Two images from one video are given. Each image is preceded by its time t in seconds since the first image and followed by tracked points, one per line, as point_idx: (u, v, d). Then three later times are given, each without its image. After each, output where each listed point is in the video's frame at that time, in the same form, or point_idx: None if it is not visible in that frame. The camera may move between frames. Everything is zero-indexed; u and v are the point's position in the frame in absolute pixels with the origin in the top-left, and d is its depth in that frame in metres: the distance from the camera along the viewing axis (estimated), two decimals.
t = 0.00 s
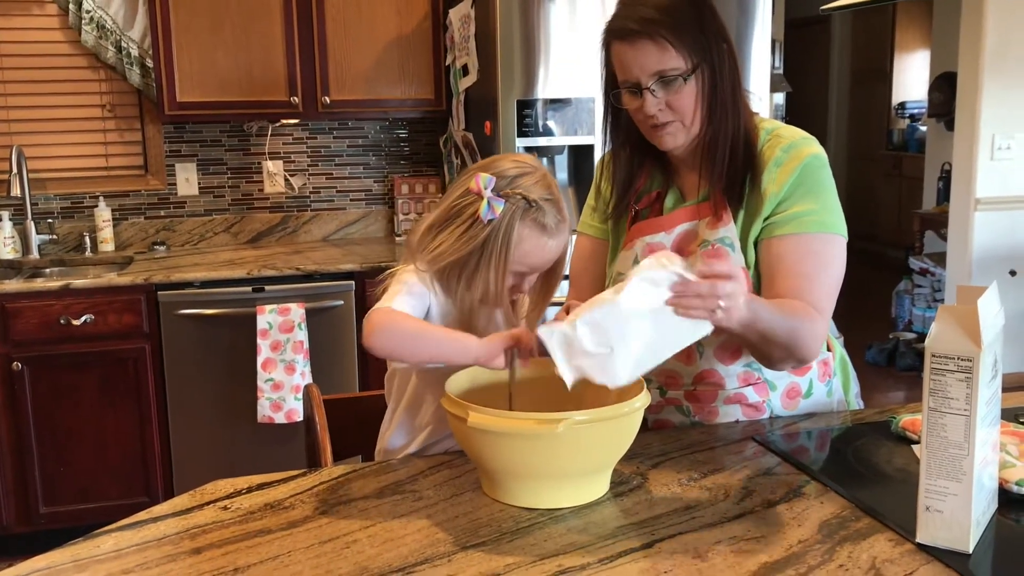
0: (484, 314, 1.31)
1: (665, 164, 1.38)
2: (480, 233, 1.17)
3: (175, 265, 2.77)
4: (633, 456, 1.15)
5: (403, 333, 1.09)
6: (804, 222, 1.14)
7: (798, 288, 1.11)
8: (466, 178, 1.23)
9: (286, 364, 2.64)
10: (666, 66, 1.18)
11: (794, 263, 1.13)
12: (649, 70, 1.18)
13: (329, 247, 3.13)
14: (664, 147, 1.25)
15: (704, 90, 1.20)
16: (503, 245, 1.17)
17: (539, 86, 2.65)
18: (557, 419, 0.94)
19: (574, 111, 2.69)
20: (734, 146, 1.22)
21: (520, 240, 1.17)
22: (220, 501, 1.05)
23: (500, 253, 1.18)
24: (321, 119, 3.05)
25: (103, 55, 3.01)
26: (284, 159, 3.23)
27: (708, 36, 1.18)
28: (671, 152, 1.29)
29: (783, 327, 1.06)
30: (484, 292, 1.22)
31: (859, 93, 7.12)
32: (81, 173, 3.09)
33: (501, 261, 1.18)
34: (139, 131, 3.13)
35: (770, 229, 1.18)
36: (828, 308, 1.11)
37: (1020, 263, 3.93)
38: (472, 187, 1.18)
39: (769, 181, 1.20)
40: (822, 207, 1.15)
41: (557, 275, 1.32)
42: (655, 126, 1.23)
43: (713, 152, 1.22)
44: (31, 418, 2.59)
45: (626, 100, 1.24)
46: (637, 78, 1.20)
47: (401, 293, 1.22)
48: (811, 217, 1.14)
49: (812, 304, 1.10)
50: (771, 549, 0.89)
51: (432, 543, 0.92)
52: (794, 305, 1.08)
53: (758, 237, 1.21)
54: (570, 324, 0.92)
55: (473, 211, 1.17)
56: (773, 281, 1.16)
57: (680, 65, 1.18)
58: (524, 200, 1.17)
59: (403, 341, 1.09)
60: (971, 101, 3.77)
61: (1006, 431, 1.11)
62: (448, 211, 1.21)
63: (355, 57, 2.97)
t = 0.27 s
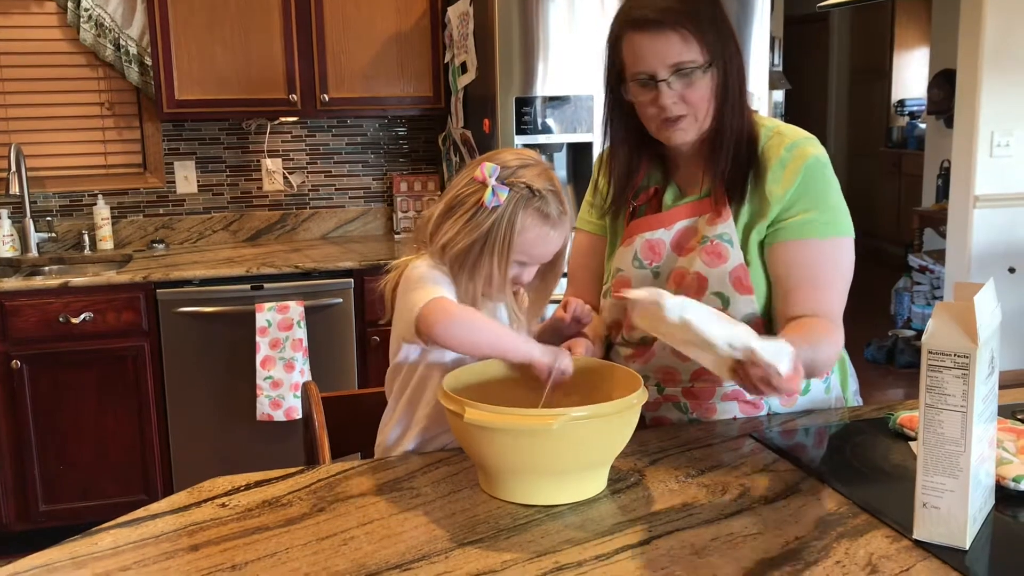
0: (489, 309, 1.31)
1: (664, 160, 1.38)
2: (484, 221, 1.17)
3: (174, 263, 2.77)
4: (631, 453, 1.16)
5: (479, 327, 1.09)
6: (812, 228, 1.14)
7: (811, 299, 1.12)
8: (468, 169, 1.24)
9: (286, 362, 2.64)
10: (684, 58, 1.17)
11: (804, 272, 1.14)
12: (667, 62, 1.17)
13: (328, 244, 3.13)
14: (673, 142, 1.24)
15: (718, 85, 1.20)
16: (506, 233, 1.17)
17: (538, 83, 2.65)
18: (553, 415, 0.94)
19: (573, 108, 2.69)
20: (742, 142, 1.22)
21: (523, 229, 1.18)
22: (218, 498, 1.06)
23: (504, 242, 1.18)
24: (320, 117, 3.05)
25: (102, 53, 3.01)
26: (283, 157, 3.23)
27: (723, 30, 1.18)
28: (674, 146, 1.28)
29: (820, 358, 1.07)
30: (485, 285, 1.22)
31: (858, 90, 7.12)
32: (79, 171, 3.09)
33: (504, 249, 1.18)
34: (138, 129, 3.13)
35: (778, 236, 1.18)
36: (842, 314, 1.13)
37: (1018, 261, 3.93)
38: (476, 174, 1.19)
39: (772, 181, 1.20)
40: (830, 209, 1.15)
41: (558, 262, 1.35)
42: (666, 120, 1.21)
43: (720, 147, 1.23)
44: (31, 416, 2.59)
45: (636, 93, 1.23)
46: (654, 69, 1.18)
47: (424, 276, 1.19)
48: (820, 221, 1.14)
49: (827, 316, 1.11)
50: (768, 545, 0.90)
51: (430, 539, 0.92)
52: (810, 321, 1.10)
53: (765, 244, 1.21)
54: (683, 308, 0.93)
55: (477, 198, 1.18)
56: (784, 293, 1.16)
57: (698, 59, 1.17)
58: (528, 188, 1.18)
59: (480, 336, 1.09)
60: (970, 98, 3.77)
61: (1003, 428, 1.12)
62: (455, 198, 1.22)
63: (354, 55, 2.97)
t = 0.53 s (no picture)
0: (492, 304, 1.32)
1: (671, 157, 1.36)
2: (487, 216, 1.17)
3: (175, 261, 2.77)
4: (629, 450, 1.16)
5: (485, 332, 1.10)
6: (823, 235, 1.16)
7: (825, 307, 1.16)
8: (471, 164, 1.24)
9: (286, 360, 2.65)
10: (719, 54, 1.16)
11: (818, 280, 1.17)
12: (703, 57, 1.16)
13: (328, 242, 3.13)
14: (696, 140, 1.21)
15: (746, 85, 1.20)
16: (508, 229, 1.17)
17: (538, 81, 2.65)
18: (551, 412, 0.94)
19: (574, 106, 2.69)
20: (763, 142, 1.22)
21: (525, 225, 1.17)
22: (217, 495, 1.06)
23: (506, 237, 1.18)
24: (320, 115, 3.05)
25: (102, 51, 3.01)
26: (283, 155, 3.23)
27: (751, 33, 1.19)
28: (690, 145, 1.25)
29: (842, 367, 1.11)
30: (487, 282, 1.22)
31: (859, 87, 7.11)
32: (80, 170, 3.09)
33: (506, 246, 1.18)
34: (138, 127, 3.13)
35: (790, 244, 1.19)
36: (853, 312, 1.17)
37: (1019, 258, 3.93)
38: (480, 170, 1.19)
39: (785, 184, 1.19)
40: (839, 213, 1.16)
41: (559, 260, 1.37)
42: (692, 116, 1.19)
43: (742, 146, 1.21)
44: (31, 414, 2.60)
45: (664, 89, 1.20)
46: (688, 64, 1.17)
47: (429, 274, 1.19)
48: (832, 228, 1.16)
49: (841, 320, 1.15)
50: (766, 543, 0.90)
51: (428, 537, 0.92)
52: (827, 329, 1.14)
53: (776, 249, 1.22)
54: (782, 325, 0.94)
55: (480, 193, 1.18)
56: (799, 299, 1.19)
57: (731, 58, 1.17)
58: (531, 185, 1.18)
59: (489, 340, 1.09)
60: (970, 95, 3.77)
61: (1002, 425, 1.12)
62: (459, 193, 1.21)
63: (353, 52, 2.97)
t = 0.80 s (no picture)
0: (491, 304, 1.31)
1: (677, 153, 1.35)
2: (484, 216, 1.17)
3: (174, 260, 2.77)
4: (627, 449, 1.16)
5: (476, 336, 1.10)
6: (818, 216, 1.15)
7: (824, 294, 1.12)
8: (470, 164, 1.25)
9: (285, 358, 2.66)
10: (710, 53, 1.16)
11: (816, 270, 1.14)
12: (693, 55, 1.16)
13: (328, 241, 3.13)
14: (690, 137, 1.22)
15: (743, 85, 1.18)
16: (506, 229, 1.17)
17: (538, 79, 2.65)
18: (547, 411, 0.94)
19: (573, 104, 2.68)
20: (762, 143, 1.21)
21: (522, 226, 1.17)
22: (214, 495, 1.06)
23: (503, 237, 1.18)
24: (319, 113, 3.04)
25: (101, 49, 3.01)
26: (283, 153, 3.23)
27: (753, 34, 1.17)
28: (689, 142, 1.26)
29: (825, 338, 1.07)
30: (486, 282, 1.22)
31: (860, 85, 7.10)
32: (79, 168, 3.09)
33: (502, 245, 1.18)
34: (138, 125, 3.13)
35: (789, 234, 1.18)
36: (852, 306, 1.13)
37: (1020, 256, 3.93)
38: (479, 168, 1.20)
39: (788, 184, 1.19)
40: (841, 208, 1.15)
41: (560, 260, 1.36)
42: (682, 114, 1.20)
43: (739, 146, 1.21)
44: (31, 413, 2.60)
45: (656, 85, 1.21)
46: (678, 61, 1.17)
47: (427, 274, 1.19)
48: (833, 222, 1.14)
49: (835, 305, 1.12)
50: (764, 542, 0.90)
51: (425, 536, 0.92)
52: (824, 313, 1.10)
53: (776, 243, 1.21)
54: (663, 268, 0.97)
55: (478, 193, 1.18)
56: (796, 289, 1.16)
57: (724, 57, 1.16)
58: (529, 186, 1.18)
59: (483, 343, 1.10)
60: (971, 93, 3.76)
61: (1000, 424, 1.11)
62: (456, 193, 1.22)
63: (353, 50, 2.97)
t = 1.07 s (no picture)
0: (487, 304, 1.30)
1: (673, 153, 1.36)
2: (482, 216, 1.17)
3: (172, 259, 2.77)
4: (624, 449, 1.15)
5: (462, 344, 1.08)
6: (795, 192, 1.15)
7: (788, 256, 1.11)
8: (468, 164, 1.24)
9: (283, 357, 2.66)
10: (700, 53, 1.15)
11: (780, 237, 1.13)
12: (683, 55, 1.16)
13: (326, 240, 3.13)
14: (679, 137, 1.22)
15: (733, 85, 1.18)
16: (503, 229, 1.17)
17: (536, 78, 2.64)
18: (542, 412, 0.93)
19: (573, 103, 2.68)
20: (753, 142, 1.20)
21: (519, 226, 1.17)
22: (210, 495, 1.05)
23: (501, 238, 1.17)
24: (317, 112, 3.04)
25: (99, 48, 3.00)
26: (281, 152, 3.23)
27: (746, 35, 1.17)
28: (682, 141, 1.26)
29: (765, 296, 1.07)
30: (482, 281, 1.22)
31: (859, 84, 7.10)
32: (77, 167, 3.09)
33: (498, 246, 1.18)
34: (136, 124, 3.12)
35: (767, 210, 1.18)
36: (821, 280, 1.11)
37: (1019, 255, 3.92)
38: (476, 170, 1.19)
39: (771, 166, 1.19)
40: (822, 185, 1.14)
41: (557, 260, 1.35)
42: (672, 112, 1.20)
43: (731, 145, 1.21)
44: (29, 412, 2.60)
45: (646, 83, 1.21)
46: (668, 60, 1.17)
47: (423, 276, 1.19)
48: (811, 197, 1.13)
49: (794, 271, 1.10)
50: (759, 543, 0.89)
51: (420, 537, 0.92)
52: (783, 277, 1.10)
53: (757, 225, 1.20)
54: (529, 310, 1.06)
55: (476, 193, 1.18)
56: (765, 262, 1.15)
57: (715, 57, 1.16)
58: (526, 187, 1.18)
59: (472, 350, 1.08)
60: (970, 92, 3.76)
61: (997, 424, 1.11)
62: (454, 192, 1.22)
63: (351, 49, 2.97)
